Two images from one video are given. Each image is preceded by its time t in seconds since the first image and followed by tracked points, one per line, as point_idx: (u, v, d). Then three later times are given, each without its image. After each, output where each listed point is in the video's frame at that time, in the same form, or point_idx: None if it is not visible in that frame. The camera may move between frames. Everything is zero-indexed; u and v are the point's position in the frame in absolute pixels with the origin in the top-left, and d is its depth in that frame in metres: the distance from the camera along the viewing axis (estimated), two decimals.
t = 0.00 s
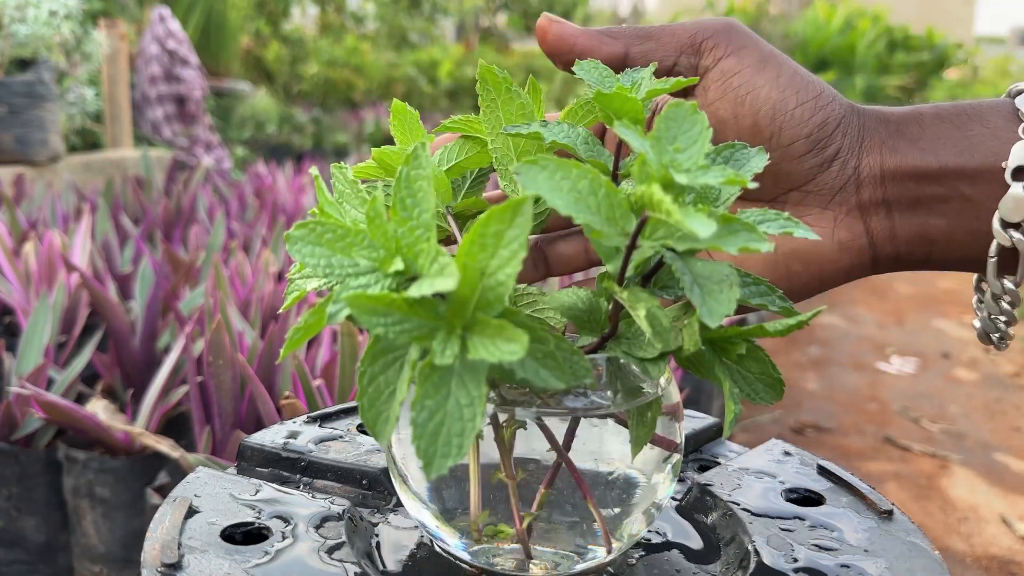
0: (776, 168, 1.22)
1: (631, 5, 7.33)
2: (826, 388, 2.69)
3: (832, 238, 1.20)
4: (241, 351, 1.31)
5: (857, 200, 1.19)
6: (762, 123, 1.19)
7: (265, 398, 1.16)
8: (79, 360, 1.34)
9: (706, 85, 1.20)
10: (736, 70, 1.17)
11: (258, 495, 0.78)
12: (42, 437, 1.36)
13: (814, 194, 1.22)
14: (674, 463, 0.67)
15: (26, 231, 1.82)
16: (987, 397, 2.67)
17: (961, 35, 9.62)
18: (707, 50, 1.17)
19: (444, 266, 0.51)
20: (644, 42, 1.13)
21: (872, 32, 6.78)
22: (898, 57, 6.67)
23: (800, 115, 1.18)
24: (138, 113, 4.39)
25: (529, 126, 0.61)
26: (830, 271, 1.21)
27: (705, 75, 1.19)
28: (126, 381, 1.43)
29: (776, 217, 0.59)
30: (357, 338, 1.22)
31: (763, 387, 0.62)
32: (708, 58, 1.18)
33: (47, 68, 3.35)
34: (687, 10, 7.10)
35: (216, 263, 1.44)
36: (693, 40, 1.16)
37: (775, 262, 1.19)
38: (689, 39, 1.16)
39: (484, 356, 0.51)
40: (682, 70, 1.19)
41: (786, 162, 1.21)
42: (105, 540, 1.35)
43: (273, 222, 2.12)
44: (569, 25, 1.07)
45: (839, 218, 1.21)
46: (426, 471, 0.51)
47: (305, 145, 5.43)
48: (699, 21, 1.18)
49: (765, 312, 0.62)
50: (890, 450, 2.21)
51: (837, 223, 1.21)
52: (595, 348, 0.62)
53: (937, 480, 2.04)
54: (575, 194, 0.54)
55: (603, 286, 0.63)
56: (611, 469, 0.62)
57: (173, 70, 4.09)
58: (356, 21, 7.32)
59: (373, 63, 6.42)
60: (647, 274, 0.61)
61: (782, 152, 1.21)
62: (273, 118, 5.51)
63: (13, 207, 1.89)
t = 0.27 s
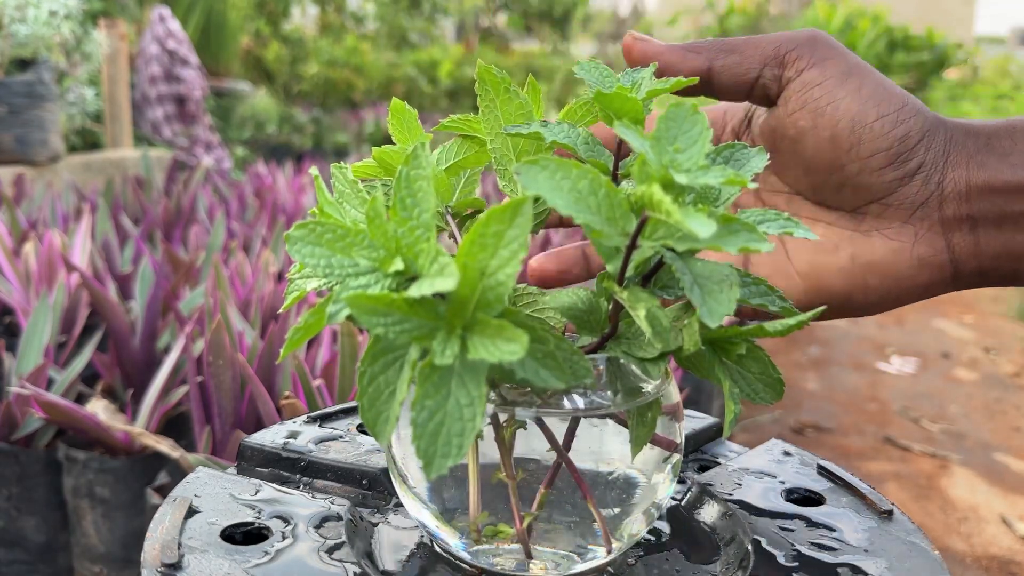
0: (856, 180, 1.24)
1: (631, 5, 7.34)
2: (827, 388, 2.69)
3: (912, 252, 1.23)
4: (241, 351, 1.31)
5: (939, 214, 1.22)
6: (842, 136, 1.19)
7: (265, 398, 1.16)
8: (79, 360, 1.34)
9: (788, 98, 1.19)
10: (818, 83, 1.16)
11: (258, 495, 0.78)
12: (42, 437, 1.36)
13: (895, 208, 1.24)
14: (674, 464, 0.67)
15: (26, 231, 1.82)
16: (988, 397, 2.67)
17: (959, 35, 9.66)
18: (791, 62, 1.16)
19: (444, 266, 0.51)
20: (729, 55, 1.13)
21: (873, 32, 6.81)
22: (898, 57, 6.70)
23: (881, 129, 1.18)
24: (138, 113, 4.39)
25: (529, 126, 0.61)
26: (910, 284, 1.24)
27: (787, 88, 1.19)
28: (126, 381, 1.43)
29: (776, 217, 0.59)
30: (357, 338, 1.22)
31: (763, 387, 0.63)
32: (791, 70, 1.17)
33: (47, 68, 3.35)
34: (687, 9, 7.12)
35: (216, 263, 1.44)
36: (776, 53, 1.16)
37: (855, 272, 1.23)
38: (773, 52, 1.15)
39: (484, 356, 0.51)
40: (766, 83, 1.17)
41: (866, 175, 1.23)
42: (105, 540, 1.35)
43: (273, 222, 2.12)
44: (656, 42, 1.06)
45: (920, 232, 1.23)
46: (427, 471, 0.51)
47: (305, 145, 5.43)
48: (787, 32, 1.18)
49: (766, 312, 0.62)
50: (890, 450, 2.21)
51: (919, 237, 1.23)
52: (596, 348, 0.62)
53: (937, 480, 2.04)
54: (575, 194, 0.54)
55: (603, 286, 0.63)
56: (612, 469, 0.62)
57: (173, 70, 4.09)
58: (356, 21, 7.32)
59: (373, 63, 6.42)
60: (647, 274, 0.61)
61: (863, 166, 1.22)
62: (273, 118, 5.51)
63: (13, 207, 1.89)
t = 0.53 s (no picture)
0: (990, 227, 1.23)
1: (631, 5, 7.37)
2: (827, 388, 2.69)
3: None
4: (241, 351, 1.31)
5: None
6: (978, 181, 1.20)
7: (265, 398, 1.16)
8: (79, 361, 1.34)
9: (935, 138, 1.22)
10: (962, 126, 1.18)
11: (258, 495, 0.78)
12: (42, 437, 1.35)
13: None
14: (673, 465, 0.67)
15: (26, 231, 1.82)
16: (988, 397, 2.67)
17: (959, 35, 9.68)
18: (941, 101, 1.19)
19: (444, 265, 0.50)
20: (881, 92, 1.19)
21: (872, 32, 6.86)
22: (899, 57, 6.76)
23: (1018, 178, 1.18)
24: (138, 113, 4.39)
25: (528, 126, 0.61)
26: None
27: (935, 129, 1.21)
28: (126, 381, 1.43)
29: (776, 217, 0.59)
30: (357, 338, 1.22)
31: (763, 387, 0.63)
32: (941, 109, 1.19)
33: (47, 68, 3.34)
34: (687, 9, 7.15)
35: (216, 263, 1.44)
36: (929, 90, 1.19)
37: (980, 319, 1.24)
38: (926, 90, 1.19)
39: (485, 355, 0.51)
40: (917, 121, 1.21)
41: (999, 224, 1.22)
42: (104, 540, 1.35)
43: (273, 222, 2.11)
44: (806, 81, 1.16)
45: None
46: (427, 472, 0.51)
47: (305, 145, 5.44)
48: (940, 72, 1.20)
49: (765, 312, 0.62)
50: (890, 449, 2.21)
51: None
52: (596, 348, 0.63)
53: (937, 480, 2.04)
54: (575, 195, 0.54)
55: (603, 286, 0.63)
56: (611, 469, 0.62)
57: (173, 70, 4.08)
58: (356, 21, 7.33)
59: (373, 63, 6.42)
60: (647, 274, 0.61)
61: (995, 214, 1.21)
62: (273, 118, 5.52)
63: (13, 207, 1.89)
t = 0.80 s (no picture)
0: None
1: (630, 5, 7.37)
2: (827, 388, 2.69)
3: None
4: (241, 351, 1.31)
5: None
6: None
7: (265, 399, 1.16)
8: (79, 361, 1.34)
9: None
10: None
11: (258, 495, 0.79)
12: (42, 437, 1.35)
13: None
14: (673, 465, 0.67)
15: (25, 231, 1.82)
16: (988, 397, 2.67)
17: (958, 34, 9.69)
18: None
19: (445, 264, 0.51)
20: (977, 104, 1.24)
21: (871, 32, 6.87)
22: (898, 57, 6.78)
23: None
24: (138, 113, 4.39)
25: (528, 126, 0.61)
26: None
27: None
28: (126, 380, 1.43)
29: (775, 218, 0.59)
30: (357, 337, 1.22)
31: (763, 387, 0.63)
32: None
33: (47, 68, 3.34)
34: (686, 9, 7.16)
35: (216, 263, 1.44)
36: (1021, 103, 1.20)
37: None
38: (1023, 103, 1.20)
39: (485, 355, 0.51)
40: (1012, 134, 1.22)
41: None
42: (104, 540, 1.34)
43: (273, 222, 2.11)
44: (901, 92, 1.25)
45: None
46: (427, 472, 0.51)
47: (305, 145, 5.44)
48: None
49: (766, 312, 0.62)
50: (890, 450, 2.21)
51: None
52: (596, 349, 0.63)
53: (937, 480, 2.04)
54: (575, 195, 0.54)
55: (603, 286, 0.63)
56: (611, 469, 0.62)
57: (173, 70, 4.08)
58: (356, 21, 7.34)
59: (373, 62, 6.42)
60: (647, 274, 0.61)
61: None
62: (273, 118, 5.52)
63: (13, 207, 1.89)
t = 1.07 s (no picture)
0: None
1: (630, 5, 7.38)
2: (827, 388, 2.69)
3: None
4: (241, 351, 1.31)
5: None
6: None
7: (265, 399, 1.16)
8: (79, 361, 1.34)
9: None
10: None
11: (258, 495, 0.78)
12: (42, 437, 1.36)
13: None
14: (673, 465, 0.67)
15: (25, 231, 1.82)
16: (988, 397, 2.66)
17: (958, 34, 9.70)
18: None
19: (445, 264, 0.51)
20: (998, 107, 1.24)
21: (871, 32, 6.87)
22: (897, 57, 6.79)
23: None
24: (138, 113, 4.39)
25: (528, 126, 0.61)
26: None
27: None
28: (126, 381, 1.43)
29: (775, 218, 0.59)
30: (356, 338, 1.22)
31: (763, 387, 0.63)
32: None
33: (47, 67, 3.34)
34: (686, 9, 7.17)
35: (216, 263, 1.44)
36: None
37: None
38: None
39: (484, 355, 0.51)
40: None
41: None
42: (104, 540, 1.34)
43: (273, 222, 2.11)
44: (923, 95, 1.24)
45: None
46: (427, 471, 0.51)
47: (305, 145, 5.44)
48: None
49: (766, 312, 0.62)
50: (890, 450, 2.21)
51: None
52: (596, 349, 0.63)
53: (937, 480, 2.04)
54: (575, 195, 0.54)
55: (603, 287, 0.63)
56: (611, 469, 0.62)
57: (173, 70, 4.08)
58: (356, 21, 7.34)
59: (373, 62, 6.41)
60: (647, 274, 0.61)
61: None
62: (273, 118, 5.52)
63: (13, 207, 1.89)
